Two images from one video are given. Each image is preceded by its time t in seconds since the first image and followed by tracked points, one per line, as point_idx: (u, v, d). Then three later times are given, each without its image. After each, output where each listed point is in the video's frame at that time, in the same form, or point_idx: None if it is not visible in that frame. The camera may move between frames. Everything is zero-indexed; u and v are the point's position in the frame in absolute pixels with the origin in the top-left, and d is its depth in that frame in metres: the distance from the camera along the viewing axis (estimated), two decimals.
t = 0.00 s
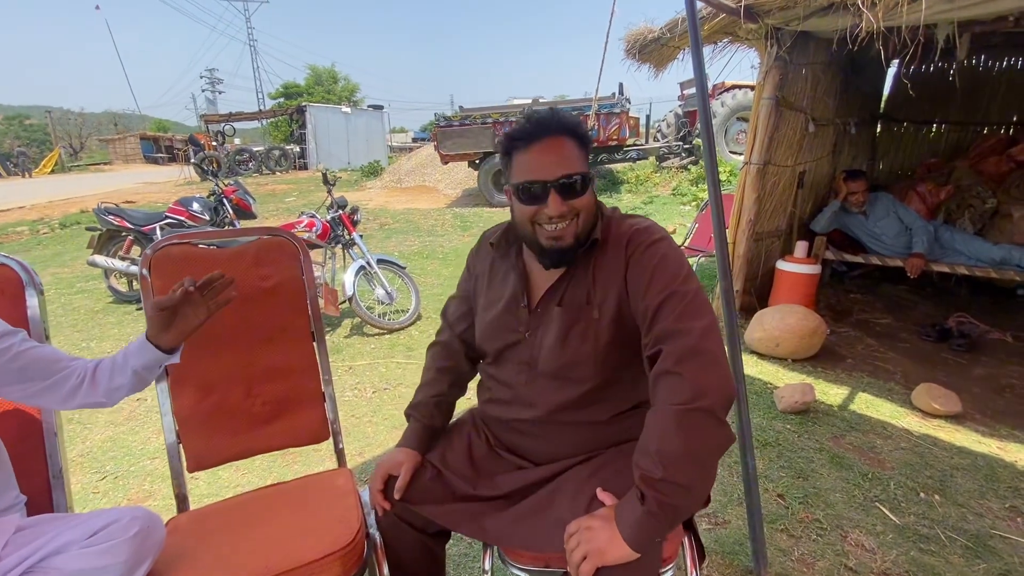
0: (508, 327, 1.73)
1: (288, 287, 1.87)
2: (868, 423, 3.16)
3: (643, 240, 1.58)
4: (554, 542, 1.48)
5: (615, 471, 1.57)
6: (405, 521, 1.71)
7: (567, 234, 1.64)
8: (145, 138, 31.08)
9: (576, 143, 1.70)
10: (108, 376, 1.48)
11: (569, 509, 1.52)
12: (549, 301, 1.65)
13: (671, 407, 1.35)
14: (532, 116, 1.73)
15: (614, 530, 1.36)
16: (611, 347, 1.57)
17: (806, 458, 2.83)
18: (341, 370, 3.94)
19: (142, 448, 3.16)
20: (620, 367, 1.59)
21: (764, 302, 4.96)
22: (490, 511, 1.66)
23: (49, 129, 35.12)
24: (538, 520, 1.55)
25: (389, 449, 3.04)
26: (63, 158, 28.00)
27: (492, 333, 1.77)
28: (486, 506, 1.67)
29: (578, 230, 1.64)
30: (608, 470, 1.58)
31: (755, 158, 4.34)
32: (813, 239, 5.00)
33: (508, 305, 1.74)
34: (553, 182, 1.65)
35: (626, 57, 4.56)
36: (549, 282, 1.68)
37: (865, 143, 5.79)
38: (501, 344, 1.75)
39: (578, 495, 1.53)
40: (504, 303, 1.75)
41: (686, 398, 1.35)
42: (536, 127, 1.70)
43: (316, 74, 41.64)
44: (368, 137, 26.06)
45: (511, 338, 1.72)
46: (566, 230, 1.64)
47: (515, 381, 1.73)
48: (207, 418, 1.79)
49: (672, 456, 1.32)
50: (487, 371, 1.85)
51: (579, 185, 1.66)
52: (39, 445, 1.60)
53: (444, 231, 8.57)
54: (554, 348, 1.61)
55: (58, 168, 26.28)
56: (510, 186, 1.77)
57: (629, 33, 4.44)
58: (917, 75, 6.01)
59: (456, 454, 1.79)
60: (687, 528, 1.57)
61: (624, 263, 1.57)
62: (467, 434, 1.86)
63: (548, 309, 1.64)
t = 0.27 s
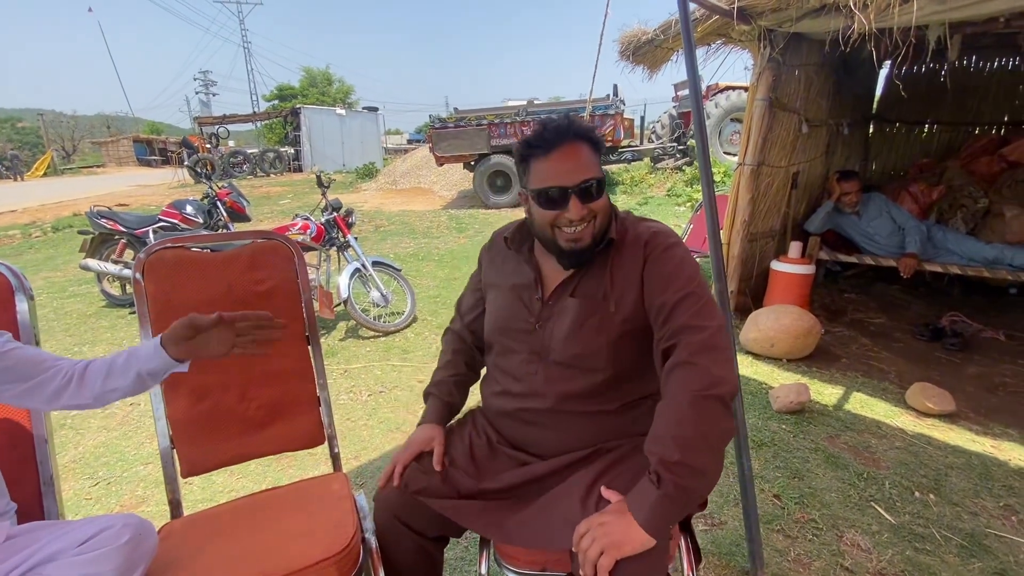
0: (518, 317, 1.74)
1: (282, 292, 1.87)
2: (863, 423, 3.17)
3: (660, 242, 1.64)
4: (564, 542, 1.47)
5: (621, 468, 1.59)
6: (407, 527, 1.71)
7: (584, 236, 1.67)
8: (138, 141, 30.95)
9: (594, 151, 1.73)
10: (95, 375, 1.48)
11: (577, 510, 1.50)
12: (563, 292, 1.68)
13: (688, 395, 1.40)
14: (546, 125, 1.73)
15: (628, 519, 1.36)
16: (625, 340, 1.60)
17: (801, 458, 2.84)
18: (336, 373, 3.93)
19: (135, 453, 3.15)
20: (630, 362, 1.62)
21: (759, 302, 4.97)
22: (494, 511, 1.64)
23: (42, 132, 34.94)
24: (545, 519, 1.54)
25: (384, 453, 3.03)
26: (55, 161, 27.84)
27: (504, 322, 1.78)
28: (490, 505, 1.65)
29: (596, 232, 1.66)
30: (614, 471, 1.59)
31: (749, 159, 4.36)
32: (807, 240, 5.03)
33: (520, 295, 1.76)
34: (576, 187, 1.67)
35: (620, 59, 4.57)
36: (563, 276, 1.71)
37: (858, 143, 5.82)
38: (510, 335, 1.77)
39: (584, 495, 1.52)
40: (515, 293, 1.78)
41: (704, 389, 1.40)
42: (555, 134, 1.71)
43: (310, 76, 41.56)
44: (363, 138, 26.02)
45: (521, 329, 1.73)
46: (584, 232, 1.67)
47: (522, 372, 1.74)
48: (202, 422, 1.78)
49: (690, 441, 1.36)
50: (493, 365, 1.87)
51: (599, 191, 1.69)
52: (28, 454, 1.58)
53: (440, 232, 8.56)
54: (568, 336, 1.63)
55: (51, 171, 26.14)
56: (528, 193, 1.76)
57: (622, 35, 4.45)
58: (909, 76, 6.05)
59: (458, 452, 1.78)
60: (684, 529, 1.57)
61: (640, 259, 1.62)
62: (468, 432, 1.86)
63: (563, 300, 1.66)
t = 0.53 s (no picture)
0: (522, 312, 1.75)
1: (277, 296, 1.87)
2: (858, 424, 3.18)
3: (665, 245, 1.68)
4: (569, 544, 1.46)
5: (621, 466, 1.60)
6: (399, 529, 1.72)
7: (589, 230, 1.71)
8: (133, 144, 30.87)
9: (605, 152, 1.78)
10: (80, 417, 1.46)
11: (580, 512, 1.50)
12: (569, 289, 1.70)
13: (699, 395, 1.45)
14: (566, 121, 1.80)
15: (637, 514, 1.37)
16: (630, 338, 1.63)
17: (797, 460, 2.85)
18: (332, 377, 3.92)
19: (130, 458, 3.14)
20: (632, 361, 1.65)
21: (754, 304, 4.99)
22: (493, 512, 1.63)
23: (36, 135, 34.81)
24: (545, 522, 1.54)
25: (381, 457, 3.03)
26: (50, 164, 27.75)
27: (507, 317, 1.79)
28: (488, 506, 1.64)
29: (600, 229, 1.71)
30: (615, 470, 1.59)
31: (743, 162, 4.38)
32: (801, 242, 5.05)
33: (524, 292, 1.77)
34: (584, 183, 1.72)
35: (614, 62, 4.59)
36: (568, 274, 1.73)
37: (852, 146, 5.85)
38: (513, 331, 1.77)
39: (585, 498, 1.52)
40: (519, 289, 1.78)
41: (714, 390, 1.45)
42: (567, 132, 1.76)
43: (306, 79, 41.54)
44: (359, 141, 26.01)
45: (524, 324, 1.74)
46: (589, 227, 1.71)
47: (523, 368, 1.75)
48: (197, 428, 1.78)
49: (701, 439, 1.41)
50: (491, 360, 1.87)
51: (605, 191, 1.73)
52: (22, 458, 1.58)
53: (436, 235, 8.56)
54: (574, 332, 1.65)
55: (45, 174, 26.05)
56: (539, 186, 1.82)
57: (617, 39, 4.47)
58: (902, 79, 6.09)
59: (454, 454, 1.78)
60: (679, 531, 1.58)
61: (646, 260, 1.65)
62: (464, 435, 1.85)
63: (568, 297, 1.68)
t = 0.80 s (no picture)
0: (518, 331, 1.74)
1: (275, 304, 1.87)
2: (855, 427, 3.19)
3: (654, 255, 1.68)
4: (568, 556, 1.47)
5: (620, 476, 1.60)
6: (401, 542, 1.70)
7: (574, 238, 1.71)
8: (130, 147, 30.83)
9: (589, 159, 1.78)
10: (53, 475, 1.34)
11: (577, 521, 1.50)
12: (561, 305, 1.69)
13: (695, 406, 1.44)
14: (555, 129, 1.80)
15: (633, 525, 1.37)
16: (625, 352, 1.63)
17: (795, 464, 2.85)
18: (330, 382, 3.91)
19: (127, 465, 3.13)
20: (630, 375, 1.65)
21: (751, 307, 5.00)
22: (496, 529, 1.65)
23: (32, 139, 34.74)
24: (546, 535, 1.54)
25: (378, 462, 3.02)
26: (46, 168, 27.69)
27: (501, 336, 1.78)
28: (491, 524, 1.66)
29: (587, 237, 1.71)
30: (612, 477, 1.60)
31: (739, 165, 4.39)
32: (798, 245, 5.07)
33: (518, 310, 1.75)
34: (568, 191, 1.72)
35: (611, 67, 4.61)
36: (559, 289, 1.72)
37: (847, 149, 5.87)
38: (508, 350, 1.77)
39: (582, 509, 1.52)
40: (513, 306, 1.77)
41: (710, 400, 1.45)
42: (551, 141, 1.77)
43: (303, 83, 41.58)
44: (356, 145, 26.02)
45: (518, 343, 1.74)
46: (574, 235, 1.71)
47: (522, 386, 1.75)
48: (195, 437, 1.78)
49: (698, 450, 1.41)
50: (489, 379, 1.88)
51: (591, 197, 1.73)
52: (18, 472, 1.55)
53: (434, 239, 8.57)
54: (569, 350, 1.64)
55: (41, 178, 25.98)
56: (525, 194, 1.82)
57: (613, 44, 4.49)
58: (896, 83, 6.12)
59: (455, 470, 1.79)
60: (677, 539, 1.58)
61: (637, 272, 1.65)
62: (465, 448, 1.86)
63: (562, 313, 1.68)
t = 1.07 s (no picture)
0: (493, 366, 1.63)
1: (274, 306, 1.87)
2: (852, 428, 3.20)
3: (604, 254, 1.56)
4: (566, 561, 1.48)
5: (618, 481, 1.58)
6: (396, 538, 1.82)
7: (512, 262, 1.59)
8: (127, 150, 30.78)
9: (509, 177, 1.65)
10: (43, 501, 1.36)
11: (574, 528, 1.51)
12: (529, 335, 1.58)
13: (678, 414, 1.38)
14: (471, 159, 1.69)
15: (625, 534, 1.38)
16: (602, 368, 1.54)
17: (792, 465, 2.86)
18: (328, 385, 3.91)
19: (124, 468, 3.12)
20: (610, 384, 1.58)
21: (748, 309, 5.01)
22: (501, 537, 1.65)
23: (29, 142, 34.68)
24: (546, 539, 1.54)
25: (377, 465, 3.02)
26: (43, 170, 27.63)
27: (474, 374, 1.67)
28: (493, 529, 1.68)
29: (528, 257, 1.59)
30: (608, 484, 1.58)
31: (736, 168, 4.40)
32: (795, 247, 5.09)
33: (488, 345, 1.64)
34: (493, 214, 1.59)
35: (608, 70, 4.62)
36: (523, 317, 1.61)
37: (844, 151, 5.89)
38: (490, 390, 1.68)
39: (580, 513, 1.53)
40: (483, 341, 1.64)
41: (692, 403, 1.38)
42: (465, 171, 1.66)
43: (301, 85, 41.58)
44: (354, 147, 26.02)
45: (499, 382, 1.64)
46: (511, 258, 1.59)
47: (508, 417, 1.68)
48: (193, 440, 1.77)
49: (686, 457, 1.36)
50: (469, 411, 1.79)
51: (520, 213, 1.61)
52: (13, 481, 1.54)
53: (432, 241, 8.57)
54: (552, 381, 1.55)
55: (38, 180, 25.90)
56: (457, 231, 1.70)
57: (610, 47, 4.51)
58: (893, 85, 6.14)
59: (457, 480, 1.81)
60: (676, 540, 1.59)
61: (592, 280, 1.54)
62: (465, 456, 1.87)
63: (531, 343, 1.57)
